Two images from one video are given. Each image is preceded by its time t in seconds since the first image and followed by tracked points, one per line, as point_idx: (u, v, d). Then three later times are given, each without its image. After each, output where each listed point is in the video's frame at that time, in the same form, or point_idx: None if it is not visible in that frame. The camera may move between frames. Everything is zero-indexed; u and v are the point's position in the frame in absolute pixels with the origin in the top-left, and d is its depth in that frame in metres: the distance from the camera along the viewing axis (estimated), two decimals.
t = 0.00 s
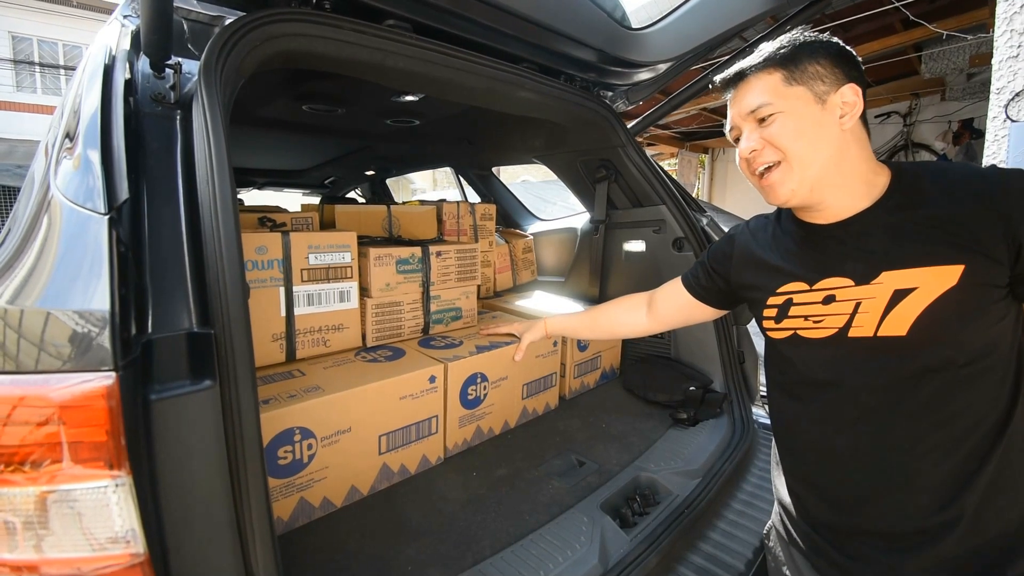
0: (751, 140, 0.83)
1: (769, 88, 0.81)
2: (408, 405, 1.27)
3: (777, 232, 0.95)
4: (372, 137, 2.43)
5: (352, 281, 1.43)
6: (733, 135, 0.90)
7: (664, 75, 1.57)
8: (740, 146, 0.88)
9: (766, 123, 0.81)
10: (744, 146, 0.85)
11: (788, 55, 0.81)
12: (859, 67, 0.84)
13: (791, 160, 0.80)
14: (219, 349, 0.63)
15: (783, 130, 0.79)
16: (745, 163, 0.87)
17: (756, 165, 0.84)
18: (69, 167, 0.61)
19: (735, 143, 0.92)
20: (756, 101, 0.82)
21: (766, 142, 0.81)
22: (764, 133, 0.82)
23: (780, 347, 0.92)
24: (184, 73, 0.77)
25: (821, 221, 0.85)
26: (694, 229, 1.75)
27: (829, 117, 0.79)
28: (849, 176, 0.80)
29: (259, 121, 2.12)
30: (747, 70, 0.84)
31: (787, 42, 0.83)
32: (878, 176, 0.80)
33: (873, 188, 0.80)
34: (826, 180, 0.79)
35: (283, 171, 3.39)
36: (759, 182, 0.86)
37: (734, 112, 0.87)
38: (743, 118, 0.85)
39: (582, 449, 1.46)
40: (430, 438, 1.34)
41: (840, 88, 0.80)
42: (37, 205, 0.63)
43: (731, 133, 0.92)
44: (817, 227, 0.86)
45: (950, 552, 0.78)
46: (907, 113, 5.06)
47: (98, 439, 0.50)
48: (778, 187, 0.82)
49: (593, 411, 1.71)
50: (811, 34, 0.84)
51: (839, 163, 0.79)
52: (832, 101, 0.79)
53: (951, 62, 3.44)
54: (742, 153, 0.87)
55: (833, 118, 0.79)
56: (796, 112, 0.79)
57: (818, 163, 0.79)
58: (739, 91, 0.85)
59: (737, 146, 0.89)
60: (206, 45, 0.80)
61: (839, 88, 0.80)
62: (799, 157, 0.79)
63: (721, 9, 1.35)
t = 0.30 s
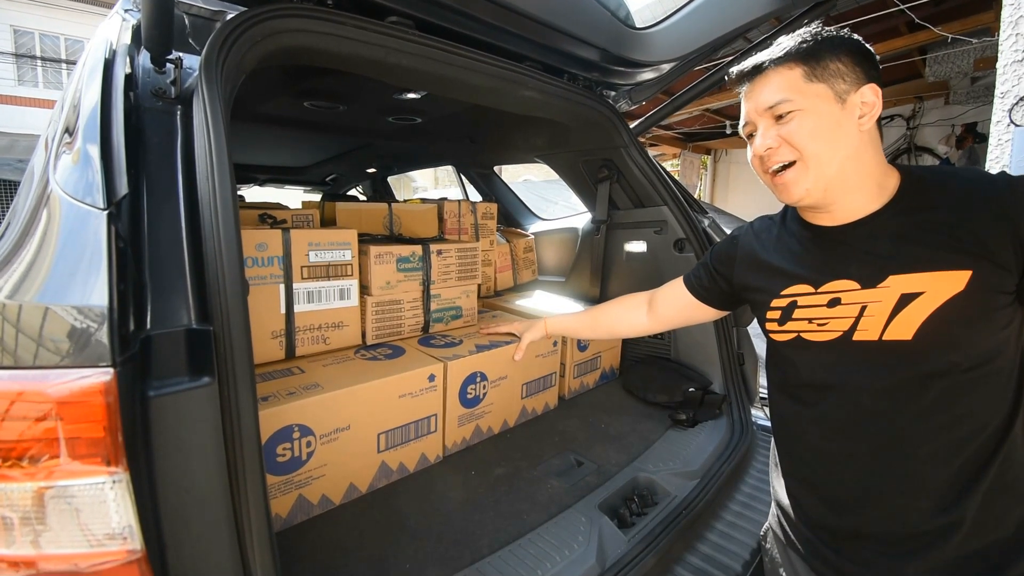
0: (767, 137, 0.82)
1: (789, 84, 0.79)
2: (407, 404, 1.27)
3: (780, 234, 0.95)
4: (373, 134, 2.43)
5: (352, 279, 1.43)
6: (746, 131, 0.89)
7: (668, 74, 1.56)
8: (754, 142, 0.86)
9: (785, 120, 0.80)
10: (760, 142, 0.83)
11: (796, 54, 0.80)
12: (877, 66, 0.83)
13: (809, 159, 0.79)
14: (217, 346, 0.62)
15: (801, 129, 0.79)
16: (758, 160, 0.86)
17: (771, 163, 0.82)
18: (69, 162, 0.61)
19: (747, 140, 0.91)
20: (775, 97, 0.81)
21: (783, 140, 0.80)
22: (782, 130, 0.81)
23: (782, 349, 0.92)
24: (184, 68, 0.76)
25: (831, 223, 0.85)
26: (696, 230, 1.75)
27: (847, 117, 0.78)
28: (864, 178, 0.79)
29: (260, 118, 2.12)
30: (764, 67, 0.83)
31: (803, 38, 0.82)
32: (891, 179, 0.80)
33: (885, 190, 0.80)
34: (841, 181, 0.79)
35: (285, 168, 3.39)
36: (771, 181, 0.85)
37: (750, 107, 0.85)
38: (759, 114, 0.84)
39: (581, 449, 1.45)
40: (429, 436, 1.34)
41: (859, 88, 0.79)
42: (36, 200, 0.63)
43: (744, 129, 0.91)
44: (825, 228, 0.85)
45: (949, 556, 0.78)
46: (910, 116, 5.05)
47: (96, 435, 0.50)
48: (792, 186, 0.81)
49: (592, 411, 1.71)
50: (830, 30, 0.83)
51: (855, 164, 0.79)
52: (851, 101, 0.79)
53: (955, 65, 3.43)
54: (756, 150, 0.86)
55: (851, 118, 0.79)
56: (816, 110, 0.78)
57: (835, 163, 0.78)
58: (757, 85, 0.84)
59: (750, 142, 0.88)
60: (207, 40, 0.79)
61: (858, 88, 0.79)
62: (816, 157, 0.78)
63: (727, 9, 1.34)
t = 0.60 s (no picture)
0: (761, 138, 0.82)
1: (781, 84, 0.79)
2: (407, 404, 1.27)
3: (778, 230, 0.95)
4: (371, 134, 2.42)
5: (351, 280, 1.43)
6: (739, 131, 0.89)
7: (664, 71, 1.56)
8: (748, 143, 0.86)
9: (778, 121, 0.80)
10: (754, 143, 0.83)
11: (791, 50, 0.79)
12: (868, 61, 0.83)
13: (803, 159, 0.78)
14: (213, 347, 0.62)
15: (795, 129, 0.78)
16: (752, 161, 0.86)
17: (765, 164, 0.82)
18: (62, 165, 0.61)
19: (741, 140, 0.90)
20: (768, 97, 0.80)
21: (777, 141, 0.80)
22: (775, 131, 0.80)
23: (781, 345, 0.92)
24: (178, 70, 0.76)
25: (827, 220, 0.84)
26: (694, 227, 1.74)
27: (840, 116, 0.78)
28: (858, 175, 0.79)
29: (256, 119, 2.11)
30: (756, 64, 0.82)
31: (791, 33, 0.82)
32: (887, 174, 0.80)
33: (881, 186, 0.80)
34: (836, 179, 0.78)
35: (283, 169, 3.38)
36: (766, 181, 0.85)
37: (743, 108, 0.85)
38: (753, 115, 0.83)
39: (582, 447, 1.45)
40: (429, 436, 1.34)
41: (851, 85, 0.79)
42: (30, 203, 0.63)
43: (737, 128, 0.90)
44: (821, 226, 0.85)
45: (951, 551, 0.77)
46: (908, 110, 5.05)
47: (90, 440, 0.50)
48: (788, 186, 0.81)
49: (593, 409, 1.70)
50: (819, 25, 0.83)
51: (849, 161, 0.78)
52: (844, 99, 0.78)
53: (953, 58, 3.43)
54: (749, 151, 0.85)
55: (845, 116, 0.78)
56: (809, 109, 0.78)
57: (830, 162, 0.78)
58: (749, 86, 0.83)
59: (744, 142, 0.87)
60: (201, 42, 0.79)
61: (850, 85, 0.79)
62: (810, 156, 0.78)
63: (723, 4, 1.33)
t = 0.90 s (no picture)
0: (760, 147, 0.82)
1: (780, 93, 0.79)
2: (407, 410, 1.27)
3: (778, 236, 0.95)
4: (371, 140, 2.43)
5: (350, 286, 1.43)
6: (737, 139, 0.88)
7: (663, 78, 1.56)
8: (746, 152, 0.86)
9: (778, 130, 0.80)
10: (752, 152, 0.83)
11: (784, 59, 0.79)
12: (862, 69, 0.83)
13: (803, 169, 0.79)
14: (213, 355, 0.62)
15: (794, 138, 0.78)
16: (750, 170, 0.86)
17: (763, 173, 0.82)
18: (64, 175, 0.61)
19: (738, 148, 0.91)
20: (767, 106, 0.80)
21: (777, 150, 0.80)
22: (775, 140, 0.80)
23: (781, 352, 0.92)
24: (179, 79, 0.77)
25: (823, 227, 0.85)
26: (693, 232, 1.75)
27: (839, 125, 0.79)
28: (855, 184, 0.79)
29: (257, 126, 2.12)
30: (753, 72, 0.82)
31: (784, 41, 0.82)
32: (884, 181, 0.80)
33: (877, 193, 0.80)
34: (833, 188, 0.79)
35: (283, 175, 3.40)
36: (764, 190, 0.85)
37: (741, 117, 0.85)
38: (750, 124, 0.83)
39: (582, 453, 1.45)
40: (428, 443, 1.33)
41: (848, 94, 0.79)
42: (32, 211, 0.63)
43: (734, 136, 0.90)
44: (817, 233, 0.86)
45: (953, 559, 0.77)
46: (905, 114, 5.07)
47: (90, 449, 0.50)
48: (785, 195, 0.81)
49: (593, 414, 1.70)
50: (813, 32, 0.83)
51: (846, 170, 0.79)
52: (841, 108, 0.79)
53: (950, 63, 3.44)
54: (747, 159, 0.85)
55: (842, 125, 0.79)
56: (807, 119, 0.78)
57: (827, 171, 0.78)
58: (746, 95, 0.83)
59: (742, 151, 0.87)
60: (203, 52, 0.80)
61: (848, 94, 0.79)
62: (808, 166, 0.78)
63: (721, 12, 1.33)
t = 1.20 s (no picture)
0: (772, 150, 0.81)
1: (796, 97, 0.79)
2: (409, 420, 1.27)
3: (777, 245, 0.96)
4: (373, 151, 2.46)
5: (353, 295, 1.44)
6: (745, 141, 0.88)
7: (663, 87, 1.58)
8: (755, 155, 0.85)
9: (792, 134, 0.79)
10: (764, 155, 0.82)
11: (793, 65, 0.80)
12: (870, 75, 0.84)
13: (816, 174, 0.78)
14: (219, 366, 0.63)
15: (807, 142, 0.78)
16: (759, 173, 0.85)
17: (774, 176, 0.82)
18: (74, 190, 0.62)
19: (745, 152, 0.90)
20: (782, 109, 0.80)
21: (791, 154, 0.79)
22: (789, 144, 0.80)
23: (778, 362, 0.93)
24: (187, 94, 0.78)
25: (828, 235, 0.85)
26: (693, 239, 1.75)
27: (851, 132, 0.79)
28: (863, 191, 0.80)
29: (261, 138, 2.15)
30: (767, 74, 0.82)
31: (790, 49, 0.83)
32: (890, 188, 0.81)
33: (882, 201, 0.81)
34: (843, 194, 0.79)
35: (286, 185, 3.42)
36: (772, 195, 0.84)
37: (752, 119, 0.84)
38: (762, 126, 0.83)
39: (585, 463, 1.45)
40: (430, 453, 1.34)
41: (859, 101, 0.81)
42: (42, 225, 0.65)
43: (742, 139, 0.89)
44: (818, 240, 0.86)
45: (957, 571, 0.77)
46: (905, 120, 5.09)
47: (98, 461, 0.51)
48: (795, 200, 0.81)
49: (596, 423, 1.70)
50: (821, 38, 0.83)
51: (854, 177, 0.79)
52: (852, 115, 0.80)
53: (950, 68, 3.47)
54: (757, 162, 0.85)
55: (853, 132, 0.80)
56: (821, 124, 0.78)
57: (838, 178, 0.78)
58: (759, 97, 0.83)
59: (751, 154, 0.87)
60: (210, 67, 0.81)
61: (859, 102, 0.81)
62: (820, 171, 0.78)
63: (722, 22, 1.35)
